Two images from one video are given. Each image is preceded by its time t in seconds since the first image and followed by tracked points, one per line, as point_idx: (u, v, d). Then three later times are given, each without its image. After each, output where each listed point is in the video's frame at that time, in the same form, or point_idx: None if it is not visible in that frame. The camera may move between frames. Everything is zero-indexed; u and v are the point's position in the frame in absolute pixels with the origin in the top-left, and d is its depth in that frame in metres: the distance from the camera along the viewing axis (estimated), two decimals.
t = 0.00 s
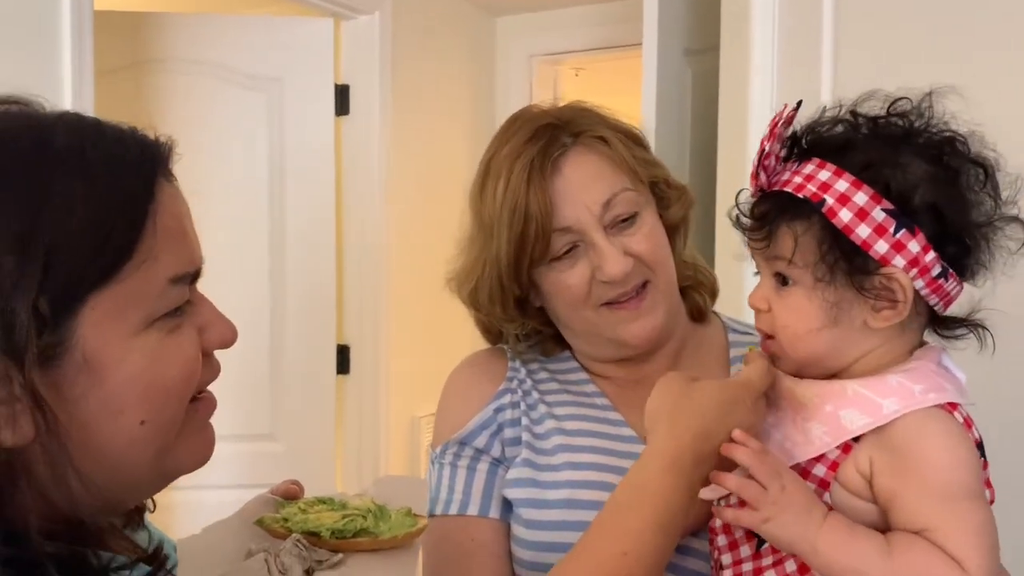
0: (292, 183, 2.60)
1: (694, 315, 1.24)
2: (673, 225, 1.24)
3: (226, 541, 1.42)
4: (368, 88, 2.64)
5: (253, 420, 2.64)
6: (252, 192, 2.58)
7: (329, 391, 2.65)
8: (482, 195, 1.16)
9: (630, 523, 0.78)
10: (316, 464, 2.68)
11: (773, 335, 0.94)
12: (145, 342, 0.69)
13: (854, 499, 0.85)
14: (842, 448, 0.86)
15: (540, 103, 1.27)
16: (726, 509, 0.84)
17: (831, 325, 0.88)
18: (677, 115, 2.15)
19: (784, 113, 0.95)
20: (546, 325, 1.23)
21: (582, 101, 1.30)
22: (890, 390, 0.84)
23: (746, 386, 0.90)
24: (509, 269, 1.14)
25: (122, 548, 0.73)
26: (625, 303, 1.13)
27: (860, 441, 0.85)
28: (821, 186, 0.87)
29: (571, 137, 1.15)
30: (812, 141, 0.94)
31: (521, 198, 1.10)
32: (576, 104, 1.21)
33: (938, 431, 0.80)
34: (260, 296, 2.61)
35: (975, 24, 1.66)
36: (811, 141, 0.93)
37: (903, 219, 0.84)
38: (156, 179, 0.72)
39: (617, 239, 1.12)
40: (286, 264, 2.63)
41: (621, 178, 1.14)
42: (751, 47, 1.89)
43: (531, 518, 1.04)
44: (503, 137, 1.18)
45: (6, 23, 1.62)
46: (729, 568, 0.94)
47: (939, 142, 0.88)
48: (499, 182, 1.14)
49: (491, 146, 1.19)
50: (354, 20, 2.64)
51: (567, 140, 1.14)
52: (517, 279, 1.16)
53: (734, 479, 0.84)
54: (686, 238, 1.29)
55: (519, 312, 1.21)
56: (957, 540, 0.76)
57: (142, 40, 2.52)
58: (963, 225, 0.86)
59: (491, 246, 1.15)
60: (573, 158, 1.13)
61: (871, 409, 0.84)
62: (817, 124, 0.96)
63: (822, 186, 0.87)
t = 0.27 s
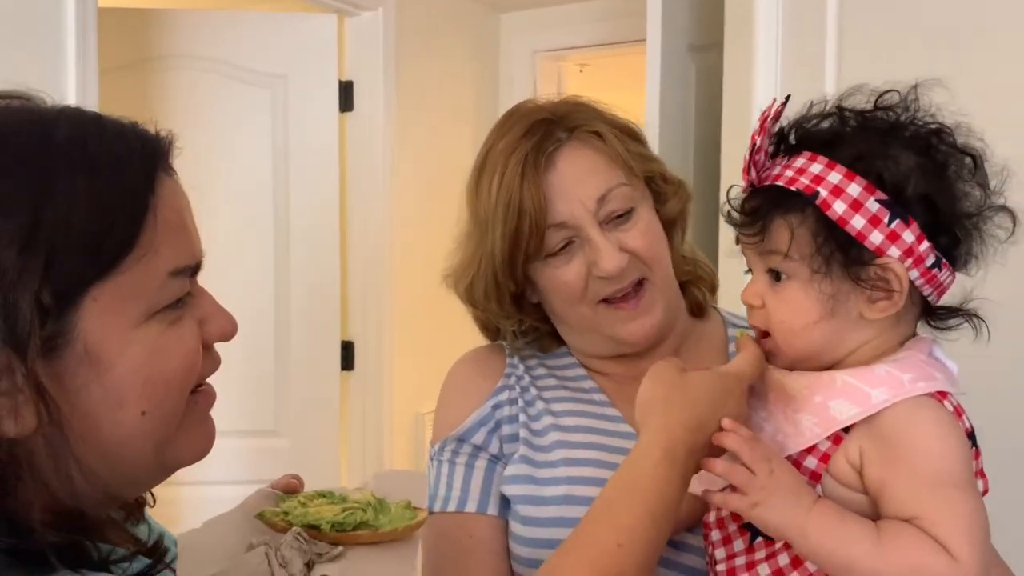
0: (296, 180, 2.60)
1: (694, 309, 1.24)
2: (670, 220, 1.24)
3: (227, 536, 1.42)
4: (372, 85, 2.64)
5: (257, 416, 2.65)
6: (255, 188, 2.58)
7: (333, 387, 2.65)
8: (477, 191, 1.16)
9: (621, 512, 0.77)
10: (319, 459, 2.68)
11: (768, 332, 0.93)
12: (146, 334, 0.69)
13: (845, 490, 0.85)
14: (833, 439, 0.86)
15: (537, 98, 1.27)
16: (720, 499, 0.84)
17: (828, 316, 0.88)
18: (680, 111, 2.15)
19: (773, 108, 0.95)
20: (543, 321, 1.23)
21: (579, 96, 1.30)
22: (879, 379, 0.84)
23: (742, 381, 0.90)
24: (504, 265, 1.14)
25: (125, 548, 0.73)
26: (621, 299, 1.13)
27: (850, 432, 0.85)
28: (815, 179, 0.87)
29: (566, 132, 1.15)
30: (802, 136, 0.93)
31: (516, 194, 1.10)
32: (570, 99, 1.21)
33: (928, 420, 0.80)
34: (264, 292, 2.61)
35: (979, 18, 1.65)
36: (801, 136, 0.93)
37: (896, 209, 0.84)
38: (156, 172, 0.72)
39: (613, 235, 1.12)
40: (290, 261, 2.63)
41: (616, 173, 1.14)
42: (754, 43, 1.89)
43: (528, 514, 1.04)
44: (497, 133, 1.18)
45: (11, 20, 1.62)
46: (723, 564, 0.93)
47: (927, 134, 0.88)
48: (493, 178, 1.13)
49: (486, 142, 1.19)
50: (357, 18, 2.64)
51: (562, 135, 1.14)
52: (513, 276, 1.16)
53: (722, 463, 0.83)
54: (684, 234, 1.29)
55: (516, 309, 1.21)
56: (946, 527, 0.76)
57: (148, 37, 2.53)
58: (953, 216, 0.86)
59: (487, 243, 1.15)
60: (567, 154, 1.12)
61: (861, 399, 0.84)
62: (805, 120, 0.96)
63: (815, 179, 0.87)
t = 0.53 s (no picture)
0: (301, 179, 2.61)
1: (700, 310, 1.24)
2: (675, 219, 1.23)
3: (227, 535, 1.42)
4: (377, 84, 2.64)
5: (261, 415, 2.65)
6: (260, 187, 2.59)
7: (337, 386, 2.65)
8: (484, 191, 1.16)
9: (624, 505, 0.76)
10: (323, 458, 2.68)
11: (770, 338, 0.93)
12: (145, 333, 0.69)
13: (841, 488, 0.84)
14: (831, 439, 0.86)
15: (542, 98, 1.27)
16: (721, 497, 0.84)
17: (830, 319, 0.87)
18: (685, 110, 2.14)
19: (763, 112, 0.95)
20: (549, 320, 1.23)
21: (582, 95, 1.29)
22: (875, 378, 0.84)
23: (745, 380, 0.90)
24: (509, 265, 1.14)
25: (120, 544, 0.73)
26: (626, 298, 1.13)
27: (847, 431, 0.84)
28: (811, 181, 0.87)
29: (571, 132, 1.15)
30: (793, 138, 0.93)
31: (521, 193, 1.10)
32: (577, 99, 1.21)
33: (922, 417, 0.80)
34: (268, 291, 2.61)
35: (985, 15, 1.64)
36: (793, 138, 0.93)
37: (894, 207, 0.84)
38: (155, 172, 0.72)
39: (618, 234, 1.12)
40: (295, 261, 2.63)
41: (621, 172, 1.13)
42: (759, 40, 1.88)
43: (532, 512, 1.04)
44: (504, 132, 1.18)
45: (16, 18, 1.62)
46: (721, 563, 0.93)
47: (916, 131, 0.88)
48: (500, 177, 1.13)
49: (493, 141, 1.19)
50: (362, 16, 2.64)
51: (567, 134, 1.14)
52: (519, 275, 1.16)
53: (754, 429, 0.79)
54: (689, 233, 1.28)
55: (522, 309, 1.21)
56: (941, 524, 0.75)
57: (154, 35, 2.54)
58: (947, 211, 0.86)
59: (492, 243, 1.15)
60: (572, 153, 1.12)
61: (858, 398, 0.83)
62: (795, 122, 0.96)
63: (812, 181, 0.86)
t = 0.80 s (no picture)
0: (304, 182, 2.61)
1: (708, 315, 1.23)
2: (685, 223, 1.24)
3: (227, 537, 1.42)
4: (380, 87, 2.64)
5: (264, 416, 2.65)
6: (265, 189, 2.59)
7: (341, 388, 2.66)
8: (495, 191, 1.16)
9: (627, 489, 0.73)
10: (327, 460, 2.69)
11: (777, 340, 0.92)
12: (141, 338, 0.69)
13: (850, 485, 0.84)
14: (840, 436, 0.85)
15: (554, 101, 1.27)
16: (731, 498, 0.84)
17: (840, 319, 0.87)
18: (689, 112, 2.14)
19: (773, 113, 0.95)
20: (558, 321, 1.23)
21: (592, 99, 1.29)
22: (886, 377, 0.84)
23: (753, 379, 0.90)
24: (519, 264, 1.14)
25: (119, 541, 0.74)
26: (636, 299, 1.12)
27: (857, 428, 0.84)
28: (822, 183, 0.87)
29: (582, 133, 1.15)
30: (804, 139, 0.93)
31: (532, 193, 1.10)
32: (589, 102, 1.21)
33: (933, 417, 0.80)
34: (274, 292, 2.62)
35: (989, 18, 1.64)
36: (803, 140, 0.93)
37: (904, 209, 0.84)
38: (149, 176, 0.72)
39: (627, 235, 1.12)
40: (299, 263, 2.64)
41: (631, 175, 1.13)
42: (762, 42, 1.89)
43: (540, 510, 1.04)
44: (515, 134, 1.18)
45: (19, 21, 1.63)
46: (731, 561, 0.93)
47: (925, 134, 0.88)
48: (510, 178, 1.14)
49: (505, 143, 1.19)
50: (366, 19, 2.65)
51: (578, 136, 1.14)
52: (529, 275, 1.16)
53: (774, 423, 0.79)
54: (698, 237, 1.28)
55: (531, 309, 1.21)
56: (950, 523, 0.76)
57: (158, 38, 2.55)
58: (955, 213, 0.86)
59: (502, 242, 1.15)
60: (584, 154, 1.12)
61: (868, 396, 0.83)
62: (806, 123, 0.96)
63: (823, 182, 0.87)
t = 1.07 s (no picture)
0: (308, 184, 2.62)
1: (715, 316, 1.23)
2: (693, 225, 1.24)
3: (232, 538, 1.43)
4: (384, 90, 2.65)
5: (268, 418, 2.65)
6: (270, 192, 2.60)
7: (345, 390, 2.66)
8: (506, 190, 1.17)
9: (629, 469, 0.72)
10: (330, 462, 2.69)
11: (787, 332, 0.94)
12: (145, 340, 0.69)
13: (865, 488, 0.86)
14: (857, 441, 0.87)
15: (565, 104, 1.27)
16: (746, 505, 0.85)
17: (836, 310, 0.88)
18: (692, 113, 2.15)
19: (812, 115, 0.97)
20: (566, 321, 1.23)
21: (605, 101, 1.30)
22: (904, 381, 0.85)
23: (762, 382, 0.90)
24: (529, 262, 1.15)
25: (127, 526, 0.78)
26: (647, 297, 1.12)
27: (875, 432, 0.86)
28: (828, 178, 0.89)
29: (594, 134, 1.15)
30: (839, 140, 0.94)
31: (545, 193, 1.10)
32: (601, 103, 1.22)
33: (950, 425, 0.81)
34: (279, 295, 2.63)
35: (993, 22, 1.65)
36: (834, 142, 0.94)
37: (902, 206, 0.84)
38: (154, 179, 0.73)
39: (638, 235, 1.11)
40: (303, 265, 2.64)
41: (642, 175, 1.13)
42: (765, 44, 1.89)
43: (550, 511, 1.03)
44: (527, 134, 1.19)
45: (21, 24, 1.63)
46: (745, 562, 0.92)
47: (957, 140, 0.88)
48: (522, 177, 1.14)
49: (516, 143, 1.20)
50: (369, 22, 2.66)
51: (590, 137, 1.14)
52: (539, 273, 1.16)
53: (790, 433, 0.79)
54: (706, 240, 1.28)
55: (540, 307, 1.21)
56: (965, 531, 0.77)
57: (162, 42, 2.55)
58: (978, 222, 0.85)
59: (513, 240, 1.16)
60: (595, 155, 1.12)
61: (883, 398, 0.85)
62: (844, 126, 0.97)
63: (829, 177, 0.88)
